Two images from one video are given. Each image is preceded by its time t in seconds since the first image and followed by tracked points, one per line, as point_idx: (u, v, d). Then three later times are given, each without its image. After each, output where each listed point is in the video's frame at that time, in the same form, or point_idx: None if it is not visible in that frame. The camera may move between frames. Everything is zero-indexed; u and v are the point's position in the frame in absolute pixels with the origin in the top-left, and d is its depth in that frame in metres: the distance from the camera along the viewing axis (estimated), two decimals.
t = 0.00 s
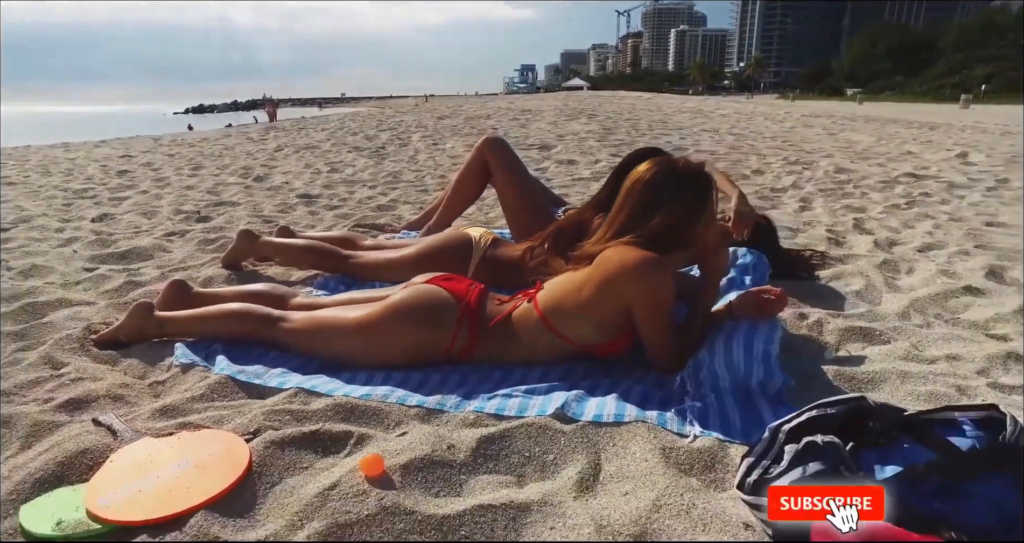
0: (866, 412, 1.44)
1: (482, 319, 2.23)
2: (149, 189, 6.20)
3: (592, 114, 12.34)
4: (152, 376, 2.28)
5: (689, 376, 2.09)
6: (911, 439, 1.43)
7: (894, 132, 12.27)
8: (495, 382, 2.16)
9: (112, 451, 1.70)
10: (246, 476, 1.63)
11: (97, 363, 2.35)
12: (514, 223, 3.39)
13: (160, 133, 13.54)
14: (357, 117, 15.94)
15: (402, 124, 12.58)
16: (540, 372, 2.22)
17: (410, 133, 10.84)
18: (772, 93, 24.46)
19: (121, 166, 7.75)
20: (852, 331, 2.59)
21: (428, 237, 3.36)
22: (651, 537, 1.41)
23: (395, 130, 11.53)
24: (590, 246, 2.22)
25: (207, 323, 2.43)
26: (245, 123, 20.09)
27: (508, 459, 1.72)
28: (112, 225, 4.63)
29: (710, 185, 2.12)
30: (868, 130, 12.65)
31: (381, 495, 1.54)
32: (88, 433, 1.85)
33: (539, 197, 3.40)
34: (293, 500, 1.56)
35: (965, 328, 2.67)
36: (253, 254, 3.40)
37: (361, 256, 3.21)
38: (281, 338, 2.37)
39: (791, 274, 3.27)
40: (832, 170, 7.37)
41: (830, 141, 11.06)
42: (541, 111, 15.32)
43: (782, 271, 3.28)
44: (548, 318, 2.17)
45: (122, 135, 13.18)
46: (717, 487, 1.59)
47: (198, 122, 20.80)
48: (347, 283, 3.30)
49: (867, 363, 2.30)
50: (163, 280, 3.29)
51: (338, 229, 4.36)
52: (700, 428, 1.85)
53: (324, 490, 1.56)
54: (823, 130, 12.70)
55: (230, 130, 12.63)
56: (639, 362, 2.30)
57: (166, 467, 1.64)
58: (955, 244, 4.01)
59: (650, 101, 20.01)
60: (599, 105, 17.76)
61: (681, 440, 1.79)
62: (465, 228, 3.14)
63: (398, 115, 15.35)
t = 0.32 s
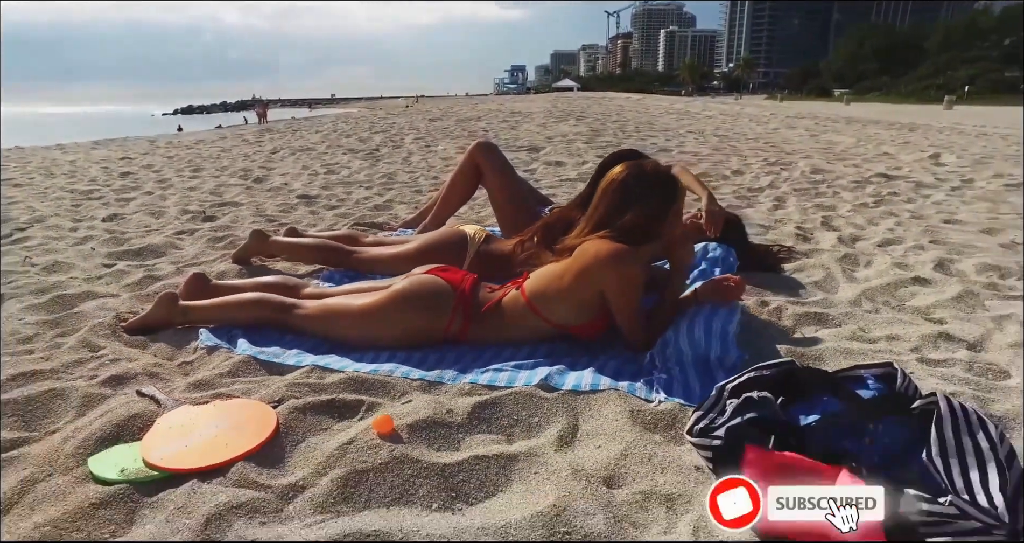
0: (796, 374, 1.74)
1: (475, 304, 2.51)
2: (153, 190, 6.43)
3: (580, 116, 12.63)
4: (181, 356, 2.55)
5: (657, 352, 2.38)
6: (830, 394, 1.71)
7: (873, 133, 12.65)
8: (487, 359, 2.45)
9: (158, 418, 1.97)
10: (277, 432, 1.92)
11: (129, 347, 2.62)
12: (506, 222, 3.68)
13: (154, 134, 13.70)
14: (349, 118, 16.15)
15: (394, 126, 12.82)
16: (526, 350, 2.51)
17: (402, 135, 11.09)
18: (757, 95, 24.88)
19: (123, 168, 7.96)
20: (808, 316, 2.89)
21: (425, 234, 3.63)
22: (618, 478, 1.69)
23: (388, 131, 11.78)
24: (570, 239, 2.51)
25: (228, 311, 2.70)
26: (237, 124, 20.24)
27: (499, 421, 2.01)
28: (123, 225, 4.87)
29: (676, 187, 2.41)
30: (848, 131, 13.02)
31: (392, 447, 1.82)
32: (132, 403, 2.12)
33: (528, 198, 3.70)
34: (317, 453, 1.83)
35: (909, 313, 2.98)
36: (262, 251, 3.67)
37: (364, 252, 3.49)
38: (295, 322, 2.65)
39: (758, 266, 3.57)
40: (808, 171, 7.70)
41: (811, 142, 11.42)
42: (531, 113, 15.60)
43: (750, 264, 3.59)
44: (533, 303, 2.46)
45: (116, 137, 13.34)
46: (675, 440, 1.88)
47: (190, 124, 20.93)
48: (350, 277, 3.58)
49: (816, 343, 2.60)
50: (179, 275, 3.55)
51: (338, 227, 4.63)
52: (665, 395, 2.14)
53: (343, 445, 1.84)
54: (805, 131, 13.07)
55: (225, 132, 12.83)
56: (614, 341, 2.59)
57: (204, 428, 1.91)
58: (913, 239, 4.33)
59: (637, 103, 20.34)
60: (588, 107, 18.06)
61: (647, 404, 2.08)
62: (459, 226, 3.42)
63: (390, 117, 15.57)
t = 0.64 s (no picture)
0: (757, 354, 1.99)
1: (476, 297, 2.77)
2: (161, 192, 6.65)
3: (574, 119, 12.87)
4: (207, 346, 2.79)
5: (641, 341, 2.63)
6: (786, 371, 1.98)
7: (860, 135, 12.94)
8: (487, 346, 2.71)
9: (195, 398, 2.21)
10: (303, 409, 2.16)
11: (158, 338, 2.84)
12: (503, 223, 3.94)
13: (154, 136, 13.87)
14: (347, 121, 16.36)
15: (392, 129, 13.03)
16: (522, 340, 2.77)
17: (400, 138, 11.32)
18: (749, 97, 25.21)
19: (129, 171, 8.17)
20: (781, 309, 3.15)
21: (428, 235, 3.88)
22: (604, 446, 1.94)
23: (385, 134, 12.01)
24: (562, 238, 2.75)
25: (248, 305, 2.94)
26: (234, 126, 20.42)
27: (499, 400, 2.25)
28: (136, 226, 5.10)
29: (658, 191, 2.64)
30: (836, 134, 13.31)
31: (405, 421, 2.06)
32: (169, 386, 2.36)
33: (524, 200, 3.95)
34: (338, 427, 2.07)
35: (875, 307, 3.23)
36: (274, 250, 3.90)
37: (371, 252, 3.74)
38: (311, 316, 2.89)
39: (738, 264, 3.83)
40: (793, 173, 7.98)
41: (798, 144, 11.72)
42: (526, 115, 15.83)
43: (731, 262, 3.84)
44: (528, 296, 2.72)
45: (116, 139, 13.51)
46: (654, 415, 2.13)
47: (188, 126, 21.08)
48: (358, 275, 3.82)
49: (787, 333, 2.85)
50: (197, 273, 3.78)
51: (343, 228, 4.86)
52: (646, 378, 2.40)
53: (361, 419, 2.08)
54: (793, 133, 13.38)
55: (225, 134, 13.03)
56: (602, 331, 2.85)
57: (236, 406, 2.14)
58: (885, 238, 4.61)
59: (631, 105, 20.60)
60: (582, 110, 18.32)
61: (630, 385, 2.34)
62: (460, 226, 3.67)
63: (387, 119, 15.79)
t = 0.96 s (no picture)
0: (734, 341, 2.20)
1: (478, 293, 2.98)
2: (168, 196, 6.84)
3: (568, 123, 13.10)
4: (227, 338, 2.99)
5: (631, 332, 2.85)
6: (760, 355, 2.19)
7: (848, 139, 13.20)
8: (489, 338, 2.92)
9: (222, 386, 2.41)
10: (322, 395, 2.37)
11: (181, 332, 3.04)
12: (502, 225, 4.15)
13: (152, 139, 14.02)
14: (343, 124, 16.53)
15: (389, 133, 13.22)
16: (521, 332, 2.98)
17: (398, 142, 11.52)
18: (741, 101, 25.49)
19: (133, 175, 8.34)
20: (762, 304, 3.37)
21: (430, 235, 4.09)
22: (596, 424, 2.15)
23: (383, 138, 12.21)
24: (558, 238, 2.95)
25: (264, 301, 3.14)
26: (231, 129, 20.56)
27: (501, 386, 2.46)
28: (147, 228, 5.29)
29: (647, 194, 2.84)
30: (826, 137, 13.57)
31: (416, 404, 2.27)
32: (197, 374, 2.56)
33: (521, 203, 4.17)
34: (355, 409, 2.28)
35: (850, 302, 3.46)
36: (284, 251, 4.11)
37: (376, 252, 3.95)
38: (324, 310, 3.09)
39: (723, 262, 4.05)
40: (781, 176, 8.22)
41: (787, 148, 11.96)
42: (521, 119, 16.03)
43: (718, 261, 4.06)
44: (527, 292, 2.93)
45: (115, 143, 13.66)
46: (642, 398, 2.34)
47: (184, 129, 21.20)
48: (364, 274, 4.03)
49: (766, 326, 3.07)
50: (211, 272, 3.98)
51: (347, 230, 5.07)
52: (635, 365, 2.62)
53: (376, 402, 2.29)
54: (783, 137, 13.64)
55: (224, 138, 13.18)
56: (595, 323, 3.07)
57: (260, 392, 2.35)
58: (865, 239, 4.84)
59: (624, 108, 20.84)
60: (576, 114, 18.52)
61: (621, 372, 2.55)
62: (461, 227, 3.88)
63: (383, 123, 15.96)
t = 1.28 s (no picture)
0: (709, 328, 2.45)
1: (477, 287, 3.22)
2: (173, 199, 7.05)
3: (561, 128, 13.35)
4: (243, 331, 3.22)
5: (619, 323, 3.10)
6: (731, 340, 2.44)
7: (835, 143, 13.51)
8: (487, 329, 3.17)
9: (245, 372, 2.63)
10: (336, 379, 2.60)
11: (200, 326, 3.26)
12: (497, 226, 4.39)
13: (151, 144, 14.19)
14: (340, 129, 16.73)
15: (385, 138, 13.43)
16: (517, 324, 3.23)
17: (395, 146, 11.75)
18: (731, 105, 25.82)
19: (136, 179, 8.54)
20: (741, 298, 3.63)
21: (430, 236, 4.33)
22: (586, 402, 2.40)
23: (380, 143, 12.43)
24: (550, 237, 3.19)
25: (278, 297, 3.37)
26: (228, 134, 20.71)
27: (501, 371, 2.70)
28: (157, 230, 5.50)
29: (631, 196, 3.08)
30: (813, 141, 13.88)
31: (424, 386, 2.51)
32: (220, 362, 2.79)
33: (516, 205, 4.41)
34: (368, 392, 2.52)
35: (823, 297, 3.72)
36: (292, 251, 4.34)
37: (379, 251, 4.19)
38: (333, 305, 3.33)
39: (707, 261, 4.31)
40: (767, 179, 8.50)
41: (775, 152, 12.24)
42: (515, 123, 16.26)
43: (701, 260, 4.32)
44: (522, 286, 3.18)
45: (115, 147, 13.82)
46: (627, 381, 2.59)
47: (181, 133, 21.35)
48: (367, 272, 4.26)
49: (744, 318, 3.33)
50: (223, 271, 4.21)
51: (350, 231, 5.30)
52: (622, 352, 2.87)
53: (387, 385, 2.53)
54: (772, 141, 13.92)
55: (223, 142, 13.37)
56: (586, 315, 3.31)
57: (280, 377, 2.57)
58: (843, 239, 5.10)
59: (616, 113, 21.12)
60: (569, 119, 18.78)
61: (608, 358, 2.81)
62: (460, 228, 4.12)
63: (379, 127, 16.17)
